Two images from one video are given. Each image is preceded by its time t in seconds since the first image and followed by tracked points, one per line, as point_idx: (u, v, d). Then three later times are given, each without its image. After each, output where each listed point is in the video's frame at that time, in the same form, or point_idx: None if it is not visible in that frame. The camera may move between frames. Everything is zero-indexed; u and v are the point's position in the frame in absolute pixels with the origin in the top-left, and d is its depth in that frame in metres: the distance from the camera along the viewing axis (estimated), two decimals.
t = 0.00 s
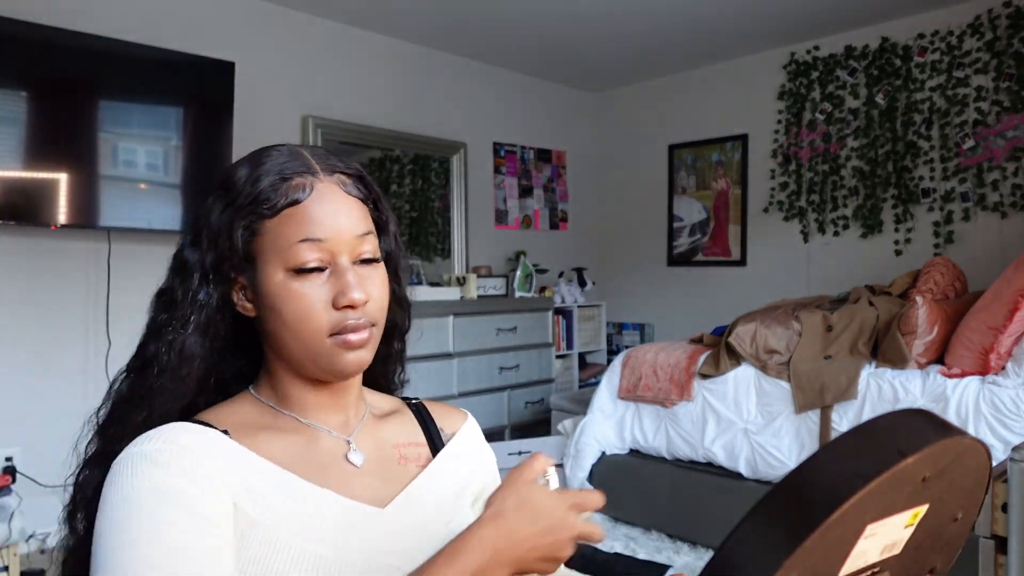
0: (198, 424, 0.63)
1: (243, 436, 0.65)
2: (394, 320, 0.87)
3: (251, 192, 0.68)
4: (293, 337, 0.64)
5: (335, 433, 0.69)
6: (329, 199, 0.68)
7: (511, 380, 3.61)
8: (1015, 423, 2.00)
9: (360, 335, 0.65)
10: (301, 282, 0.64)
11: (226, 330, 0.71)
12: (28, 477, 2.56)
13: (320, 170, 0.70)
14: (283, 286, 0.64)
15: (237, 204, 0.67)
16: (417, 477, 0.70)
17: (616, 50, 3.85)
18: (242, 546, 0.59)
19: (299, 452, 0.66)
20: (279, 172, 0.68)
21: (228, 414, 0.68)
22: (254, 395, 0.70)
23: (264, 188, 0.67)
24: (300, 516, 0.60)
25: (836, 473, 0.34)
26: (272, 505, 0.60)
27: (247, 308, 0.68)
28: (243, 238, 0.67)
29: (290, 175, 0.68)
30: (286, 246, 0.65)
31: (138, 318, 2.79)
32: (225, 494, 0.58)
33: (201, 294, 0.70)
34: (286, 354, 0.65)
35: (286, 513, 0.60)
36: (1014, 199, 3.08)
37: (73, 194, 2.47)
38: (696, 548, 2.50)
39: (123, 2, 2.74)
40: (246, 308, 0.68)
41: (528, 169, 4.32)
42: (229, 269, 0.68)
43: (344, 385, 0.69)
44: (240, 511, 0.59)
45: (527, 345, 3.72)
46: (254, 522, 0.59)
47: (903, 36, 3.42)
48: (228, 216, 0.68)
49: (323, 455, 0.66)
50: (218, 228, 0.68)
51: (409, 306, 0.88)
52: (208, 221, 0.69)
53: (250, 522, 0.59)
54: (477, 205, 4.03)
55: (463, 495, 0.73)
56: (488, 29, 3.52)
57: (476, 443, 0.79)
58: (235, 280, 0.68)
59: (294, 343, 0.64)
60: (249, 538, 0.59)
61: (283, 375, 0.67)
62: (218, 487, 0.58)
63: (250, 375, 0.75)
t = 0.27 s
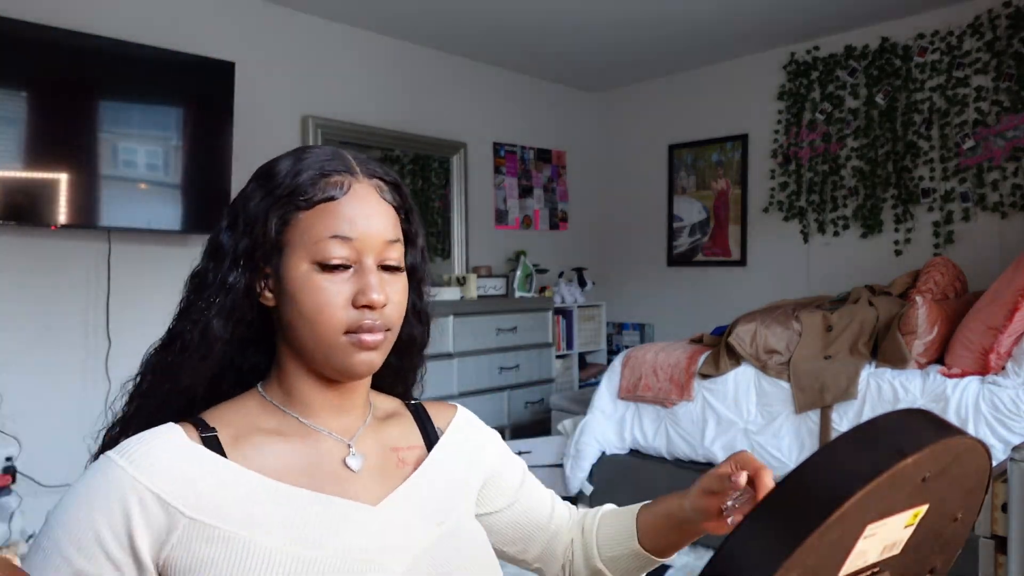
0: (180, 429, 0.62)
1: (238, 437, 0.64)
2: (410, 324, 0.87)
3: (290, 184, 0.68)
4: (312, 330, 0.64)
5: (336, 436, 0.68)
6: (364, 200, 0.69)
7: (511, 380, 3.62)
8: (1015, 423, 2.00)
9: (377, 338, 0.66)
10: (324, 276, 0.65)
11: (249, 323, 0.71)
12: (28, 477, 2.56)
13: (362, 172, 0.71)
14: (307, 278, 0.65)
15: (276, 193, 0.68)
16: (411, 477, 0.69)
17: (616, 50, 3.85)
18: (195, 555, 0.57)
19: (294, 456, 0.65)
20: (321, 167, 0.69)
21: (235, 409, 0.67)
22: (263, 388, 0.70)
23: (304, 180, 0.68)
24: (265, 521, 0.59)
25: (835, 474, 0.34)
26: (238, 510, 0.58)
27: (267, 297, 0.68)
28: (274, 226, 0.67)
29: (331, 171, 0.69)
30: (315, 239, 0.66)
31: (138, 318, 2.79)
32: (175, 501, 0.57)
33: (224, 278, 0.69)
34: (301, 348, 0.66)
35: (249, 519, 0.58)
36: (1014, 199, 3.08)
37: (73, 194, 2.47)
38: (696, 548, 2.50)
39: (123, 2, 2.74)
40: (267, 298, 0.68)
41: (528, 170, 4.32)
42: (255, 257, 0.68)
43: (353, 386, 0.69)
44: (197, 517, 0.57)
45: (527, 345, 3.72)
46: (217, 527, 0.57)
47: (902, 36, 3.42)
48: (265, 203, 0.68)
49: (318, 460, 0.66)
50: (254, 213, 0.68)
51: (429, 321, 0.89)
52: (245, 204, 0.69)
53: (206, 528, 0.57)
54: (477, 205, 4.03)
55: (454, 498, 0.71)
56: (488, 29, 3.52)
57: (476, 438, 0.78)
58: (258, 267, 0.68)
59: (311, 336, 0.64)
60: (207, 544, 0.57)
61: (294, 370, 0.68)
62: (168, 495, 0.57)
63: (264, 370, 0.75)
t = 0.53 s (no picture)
0: (183, 440, 0.60)
1: (242, 446, 0.63)
2: (416, 323, 0.87)
3: (277, 181, 0.68)
4: (301, 330, 0.63)
5: (340, 443, 0.67)
6: (351, 193, 0.68)
7: (511, 380, 3.62)
8: (1015, 423, 2.00)
9: (367, 336, 0.64)
10: (311, 274, 0.64)
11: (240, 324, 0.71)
12: (29, 477, 2.56)
13: (350, 166, 0.70)
14: (293, 276, 0.64)
15: (262, 192, 0.68)
16: (419, 484, 0.69)
17: (617, 50, 3.85)
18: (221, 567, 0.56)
19: (299, 465, 0.64)
20: (306, 163, 0.68)
21: (230, 412, 0.66)
22: (264, 392, 0.69)
23: (290, 176, 0.67)
24: (288, 535, 0.58)
25: (836, 474, 0.34)
26: (259, 524, 0.57)
27: (259, 298, 0.68)
28: (261, 225, 0.67)
29: (317, 166, 0.68)
30: (301, 237, 0.65)
31: (138, 318, 2.79)
32: (196, 518, 0.56)
33: (218, 279, 0.69)
34: (293, 349, 0.65)
35: (271, 534, 0.57)
36: (1014, 199, 3.08)
37: (73, 194, 2.47)
38: (696, 548, 2.49)
39: (123, 2, 2.74)
40: (261, 299, 0.68)
41: (528, 169, 4.32)
42: (247, 258, 0.68)
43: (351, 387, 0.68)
44: (220, 533, 0.56)
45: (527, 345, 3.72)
46: (238, 543, 0.56)
47: (902, 36, 3.42)
48: (253, 202, 0.68)
49: (322, 469, 0.65)
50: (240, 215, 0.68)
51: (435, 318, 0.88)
52: (234, 206, 0.69)
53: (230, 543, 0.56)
54: (477, 205, 4.03)
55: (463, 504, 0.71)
56: (488, 29, 3.52)
57: (482, 450, 0.76)
58: (250, 269, 0.68)
59: (301, 336, 0.63)
60: (231, 558, 0.56)
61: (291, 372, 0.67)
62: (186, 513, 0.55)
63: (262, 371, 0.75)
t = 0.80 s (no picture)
0: (284, 419, 0.58)
1: (334, 430, 0.61)
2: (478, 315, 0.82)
3: (353, 158, 0.65)
4: (387, 316, 0.61)
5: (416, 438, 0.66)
6: (433, 172, 0.65)
7: (511, 380, 3.62)
8: (1014, 423, 2.00)
9: (452, 320, 0.62)
10: (396, 257, 0.62)
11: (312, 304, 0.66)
12: (28, 477, 2.56)
13: (427, 145, 0.68)
14: (377, 259, 0.61)
15: (339, 168, 0.65)
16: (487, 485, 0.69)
17: (616, 50, 3.85)
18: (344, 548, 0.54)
19: (386, 449, 0.63)
20: (384, 140, 0.66)
21: (307, 400, 0.63)
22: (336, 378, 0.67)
23: (369, 153, 0.65)
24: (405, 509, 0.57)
25: (834, 473, 0.34)
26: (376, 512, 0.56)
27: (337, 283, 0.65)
28: (339, 205, 0.64)
29: (396, 143, 0.66)
30: (382, 217, 0.63)
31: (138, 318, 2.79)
32: (322, 493, 0.54)
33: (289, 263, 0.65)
34: (374, 335, 0.62)
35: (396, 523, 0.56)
36: (1014, 199, 3.08)
37: (73, 194, 2.47)
38: (697, 548, 2.49)
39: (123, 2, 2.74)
40: (335, 287, 0.65)
41: (528, 169, 4.33)
42: (321, 242, 0.65)
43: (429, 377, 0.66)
44: (344, 507, 0.54)
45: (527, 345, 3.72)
46: (362, 518, 0.55)
47: (902, 36, 3.42)
48: (329, 180, 0.65)
49: (410, 463, 0.63)
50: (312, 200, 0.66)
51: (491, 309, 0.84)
52: (310, 183, 0.66)
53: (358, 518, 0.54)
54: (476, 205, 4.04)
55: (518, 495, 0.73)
56: (487, 29, 3.52)
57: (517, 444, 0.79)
58: (327, 251, 0.64)
59: (386, 323, 0.61)
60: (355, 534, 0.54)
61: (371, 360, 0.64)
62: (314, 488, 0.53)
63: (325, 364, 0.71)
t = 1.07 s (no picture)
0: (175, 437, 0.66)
1: (224, 445, 0.68)
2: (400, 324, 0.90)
3: (280, 184, 0.73)
4: (313, 323, 0.68)
5: (322, 436, 0.72)
6: (350, 195, 0.74)
7: (511, 380, 3.62)
8: (1015, 423, 2.00)
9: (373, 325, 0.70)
10: (324, 268, 0.69)
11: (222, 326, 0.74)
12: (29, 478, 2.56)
13: (345, 170, 0.76)
14: (306, 270, 0.69)
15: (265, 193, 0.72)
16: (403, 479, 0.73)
17: (617, 50, 3.84)
18: (202, 560, 0.61)
19: (282, 457, 0.69)
20: (308, 166, 0.74)
21: (216, 417, 0.71)
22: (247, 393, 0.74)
23: (295, 181, 0.73)
24: (266, 528, 0.62)
25: (835, 473, 0.34)
26: (237, 519, 0.62)
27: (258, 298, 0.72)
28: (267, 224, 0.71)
29: (319, 171, 0.74)
30: (310, 233, 0.70)
31: (138, 318, 2.79)
32: (174, 516, 0.60)
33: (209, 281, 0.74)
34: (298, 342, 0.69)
35: (259, 527, 0.62)
36: (1014, 199, 3.08)
37: (73, 194, 2.47)
38: (696, 548, 2.49)
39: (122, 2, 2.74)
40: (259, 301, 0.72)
41: (529, 169, 4.32)
42: (251, 259, 0.71)
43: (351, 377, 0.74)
44: (202, 528, 0.61)
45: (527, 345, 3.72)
46: (220, 536, 0.61)
47: (903, 36, 3.42)
48: (255, 204, 0.72)
49: (309, 462, 0.70)
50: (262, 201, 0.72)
51: (414, 314, 0.91)
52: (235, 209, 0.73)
53: (211, 536, 0.61)
54: (477, 205, 4.03)
55: (450, 495, 0.76)
56: (488, 29, 3.52)
57: (456, 446, 0.81)
58: (252, 270, 0.71)
59: (313, 328, 0.68)
60: (212, 550, 0.61)
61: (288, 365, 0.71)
62: (165, 513, 0.60)
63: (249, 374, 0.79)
